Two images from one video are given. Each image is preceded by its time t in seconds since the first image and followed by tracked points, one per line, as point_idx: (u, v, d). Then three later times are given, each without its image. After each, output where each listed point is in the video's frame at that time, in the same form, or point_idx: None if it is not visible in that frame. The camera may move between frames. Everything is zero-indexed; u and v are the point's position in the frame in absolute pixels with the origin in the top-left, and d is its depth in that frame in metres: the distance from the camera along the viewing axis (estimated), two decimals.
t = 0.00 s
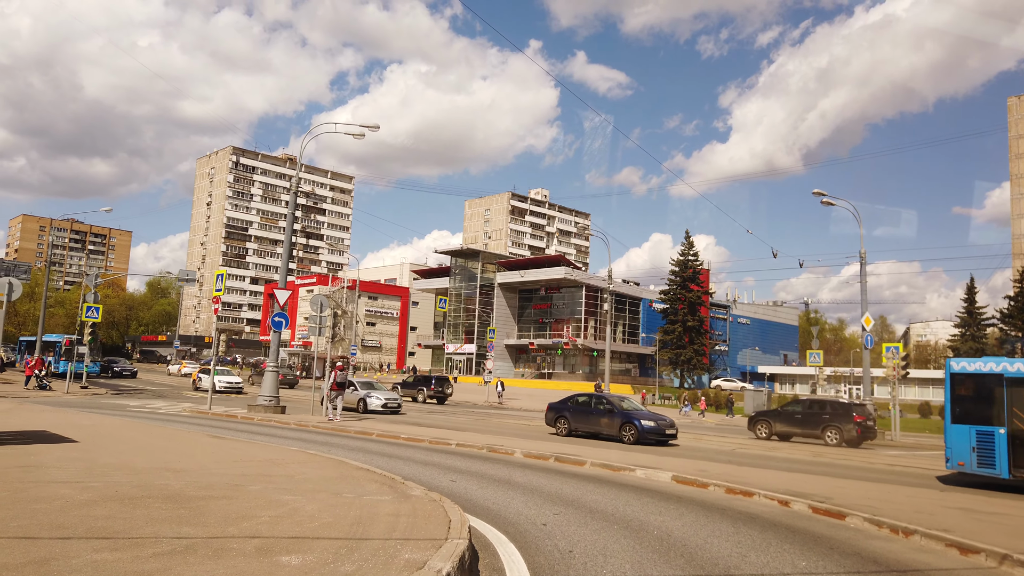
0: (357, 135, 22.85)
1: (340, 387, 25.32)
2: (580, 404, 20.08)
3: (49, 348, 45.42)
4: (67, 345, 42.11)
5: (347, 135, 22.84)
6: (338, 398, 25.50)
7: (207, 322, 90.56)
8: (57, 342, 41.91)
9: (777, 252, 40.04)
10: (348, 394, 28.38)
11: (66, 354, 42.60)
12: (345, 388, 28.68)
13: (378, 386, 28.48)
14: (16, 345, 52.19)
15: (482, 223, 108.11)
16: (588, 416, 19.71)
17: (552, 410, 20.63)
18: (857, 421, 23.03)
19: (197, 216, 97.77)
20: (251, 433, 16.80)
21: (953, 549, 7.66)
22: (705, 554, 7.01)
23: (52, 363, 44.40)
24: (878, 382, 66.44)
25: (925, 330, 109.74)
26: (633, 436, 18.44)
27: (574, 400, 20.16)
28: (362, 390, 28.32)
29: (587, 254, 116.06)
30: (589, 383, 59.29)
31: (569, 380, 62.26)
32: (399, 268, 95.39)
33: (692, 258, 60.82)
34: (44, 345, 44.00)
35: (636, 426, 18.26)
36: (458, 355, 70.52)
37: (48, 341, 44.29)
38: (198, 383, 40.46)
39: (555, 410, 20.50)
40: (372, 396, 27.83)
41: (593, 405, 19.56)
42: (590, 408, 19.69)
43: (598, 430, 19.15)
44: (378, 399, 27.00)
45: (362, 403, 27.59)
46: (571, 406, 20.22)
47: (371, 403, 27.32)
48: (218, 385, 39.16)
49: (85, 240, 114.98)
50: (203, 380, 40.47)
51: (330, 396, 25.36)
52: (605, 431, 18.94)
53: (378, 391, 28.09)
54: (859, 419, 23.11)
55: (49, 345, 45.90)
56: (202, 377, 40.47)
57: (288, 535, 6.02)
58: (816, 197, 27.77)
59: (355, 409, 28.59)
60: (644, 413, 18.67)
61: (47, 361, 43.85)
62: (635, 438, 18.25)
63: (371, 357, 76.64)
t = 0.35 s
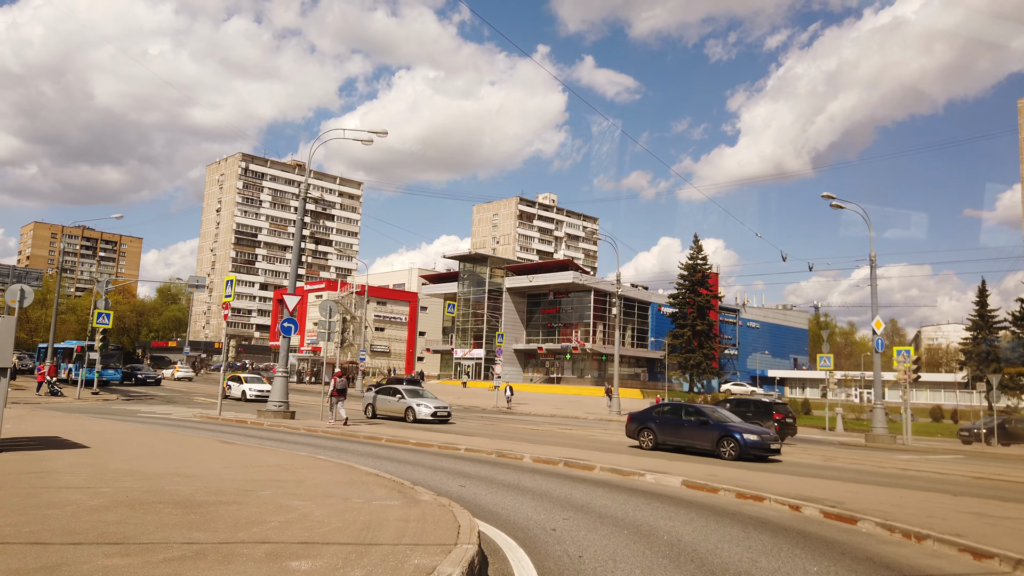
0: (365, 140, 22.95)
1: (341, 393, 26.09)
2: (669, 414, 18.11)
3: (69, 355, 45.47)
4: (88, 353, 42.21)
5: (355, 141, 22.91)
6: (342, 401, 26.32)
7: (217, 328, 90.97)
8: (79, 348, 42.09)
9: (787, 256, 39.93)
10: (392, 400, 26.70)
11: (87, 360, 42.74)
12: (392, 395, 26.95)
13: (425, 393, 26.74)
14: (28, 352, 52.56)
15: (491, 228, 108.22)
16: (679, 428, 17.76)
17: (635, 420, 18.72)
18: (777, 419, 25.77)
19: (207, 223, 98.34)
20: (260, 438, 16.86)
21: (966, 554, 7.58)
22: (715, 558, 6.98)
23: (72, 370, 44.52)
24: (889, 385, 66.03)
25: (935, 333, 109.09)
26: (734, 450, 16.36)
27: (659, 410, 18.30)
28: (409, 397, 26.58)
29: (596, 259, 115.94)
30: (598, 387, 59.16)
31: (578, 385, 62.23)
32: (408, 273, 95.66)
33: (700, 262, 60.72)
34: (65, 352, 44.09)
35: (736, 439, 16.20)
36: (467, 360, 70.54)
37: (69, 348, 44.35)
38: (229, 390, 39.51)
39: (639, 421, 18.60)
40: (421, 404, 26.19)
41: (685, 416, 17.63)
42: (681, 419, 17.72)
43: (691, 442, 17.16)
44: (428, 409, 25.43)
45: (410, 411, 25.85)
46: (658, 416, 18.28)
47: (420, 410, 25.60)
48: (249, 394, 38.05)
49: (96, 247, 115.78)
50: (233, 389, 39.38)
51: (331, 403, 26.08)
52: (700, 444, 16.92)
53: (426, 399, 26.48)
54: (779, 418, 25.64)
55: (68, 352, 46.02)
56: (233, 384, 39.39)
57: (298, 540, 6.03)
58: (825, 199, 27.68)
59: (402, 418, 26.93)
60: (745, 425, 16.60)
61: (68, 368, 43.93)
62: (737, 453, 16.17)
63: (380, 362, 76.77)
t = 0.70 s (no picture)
0: (372, 145, 23.03)
1: (342, 395, 25.80)
2: (776, 424, 16.35)
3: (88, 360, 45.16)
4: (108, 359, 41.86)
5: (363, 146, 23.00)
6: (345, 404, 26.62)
7: (226, 332, 91.36)
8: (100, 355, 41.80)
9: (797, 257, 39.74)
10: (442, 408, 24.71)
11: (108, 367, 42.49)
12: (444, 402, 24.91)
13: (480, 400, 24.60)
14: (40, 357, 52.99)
15: (499, 231, 108.20)
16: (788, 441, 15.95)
17: (734, 431, 16.92)
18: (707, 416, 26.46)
19: (216, 228, 98.88)
20: (270, 442, 16.90)
21: (979, 556, 7.51)
22: (726, 561, 6.94)
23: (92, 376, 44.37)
24: (900, 387, 65.60)
25: (947, 334, 108.27)
26: (860, 465, 14.55)
27: (764, 419, 16.52)
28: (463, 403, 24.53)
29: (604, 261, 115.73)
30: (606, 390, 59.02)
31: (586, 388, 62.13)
32: (416, 276, 95.83)
33: (708, 264, 60.52)
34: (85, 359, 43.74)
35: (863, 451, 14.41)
36: (475, 363, 70.54)
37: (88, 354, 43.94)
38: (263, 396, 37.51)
39: (741, 432, 16.77)
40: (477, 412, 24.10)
41: (796, 427, 15.85)
42: (792, 430, 15.95)
43: (807, 457, 15.32)
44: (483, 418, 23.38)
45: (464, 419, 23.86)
46: (763, 427, 16.50)
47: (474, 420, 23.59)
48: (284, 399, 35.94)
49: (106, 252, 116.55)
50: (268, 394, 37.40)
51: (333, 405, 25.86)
52: (817, 458, 15.12)
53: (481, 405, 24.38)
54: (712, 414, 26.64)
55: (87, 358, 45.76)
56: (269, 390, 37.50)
57: (308, 544, 6.02)
58: (835, 200, 27.54)
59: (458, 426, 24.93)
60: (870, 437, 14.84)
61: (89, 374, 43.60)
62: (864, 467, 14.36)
63: (389, 366, 76.89)
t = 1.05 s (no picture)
0: (380, 150, 23.11)
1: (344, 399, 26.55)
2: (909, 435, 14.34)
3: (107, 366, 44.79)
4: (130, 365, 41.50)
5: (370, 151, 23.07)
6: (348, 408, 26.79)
7: (236, 337, 91.82)
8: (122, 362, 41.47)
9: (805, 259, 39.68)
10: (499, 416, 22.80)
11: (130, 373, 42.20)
12: (504, 409, 22.95)
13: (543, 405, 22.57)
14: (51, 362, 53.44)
15: (506, 234, 108.22)
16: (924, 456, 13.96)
17: (857, 444, 14.93)
18: (647, 414, 27.25)
19: (225, 233, 99.39)
20: (279, 446, 16.95)
21: (991, 559, 7.45)
22: (737, 565, 6.90)
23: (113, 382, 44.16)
24: (911, 389, 65.16)
25: (957, 335, 107.52)
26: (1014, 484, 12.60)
27: (892, 429, 14.53)
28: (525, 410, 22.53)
29: (612, 264, 115.52)
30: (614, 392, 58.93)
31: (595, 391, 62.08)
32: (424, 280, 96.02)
33: (717, 266, 60.32)
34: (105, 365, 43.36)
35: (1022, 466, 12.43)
36: (484, 366, 70.57)
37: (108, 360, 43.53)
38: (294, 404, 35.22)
39: (865, 444, 14.84)
40: (541, 419, 22.13)
41: (933, 440, 13.88)
42: (930, 442, 13.94)
43: (952, 474, 13.36)
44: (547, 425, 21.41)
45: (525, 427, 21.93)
46: (893, 438, 14.47)
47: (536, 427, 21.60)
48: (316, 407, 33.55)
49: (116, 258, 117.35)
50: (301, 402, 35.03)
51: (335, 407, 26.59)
52: (963, 475, 13.17)
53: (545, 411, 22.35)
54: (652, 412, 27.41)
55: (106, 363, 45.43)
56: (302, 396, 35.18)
57: (317, 548, 6.03)
58: (843, 201, 27.42)
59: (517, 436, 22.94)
60: None
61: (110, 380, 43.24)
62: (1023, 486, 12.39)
63: (397, 369, 77.05)
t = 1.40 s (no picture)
0: (385, 153, 23.16)
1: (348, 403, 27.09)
2: None
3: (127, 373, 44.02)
4: (157, 368, 41.07)
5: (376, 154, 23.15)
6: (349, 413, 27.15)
7: (243, 341, 92.16)
8: (149, 365, 41.04)
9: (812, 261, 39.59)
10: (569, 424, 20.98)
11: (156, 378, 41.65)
12: (572, 418, 20.95)
13: (616, 413, 20.79)
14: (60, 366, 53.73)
15: (512, 237, 108.27)
16: None
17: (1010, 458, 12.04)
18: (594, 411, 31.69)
19: (232, 237, 99.73)
20: (287, 450, 16.96)
21: (1003, 562, 7.38)
22: (746, 567, 6.86)
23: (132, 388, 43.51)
24: (919, 390, 64.82)
25: (966, 336, 106.88)
26: None
27: None
28: (598, 418, 20.65)
29: (618, 266, 115.36)
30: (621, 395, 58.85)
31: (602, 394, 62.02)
32: (430, 283, 96.19)
33: (723, 268, 60.17)
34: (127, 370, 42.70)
35: None
36: (490, 369, 70.59)
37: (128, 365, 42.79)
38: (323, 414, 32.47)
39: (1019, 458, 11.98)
40: (616, 428, 20.40)
41: None
42: None
43: None
44: (625, 433, 19.66)
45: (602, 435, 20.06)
46: None
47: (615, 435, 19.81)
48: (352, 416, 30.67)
49: (124, 263, 118.11)
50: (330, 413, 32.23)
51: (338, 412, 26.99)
52: None
53: (620, 421, 20.61)
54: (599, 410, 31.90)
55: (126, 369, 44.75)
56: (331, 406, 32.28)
57: (324, 552, 6.03)
58: (850, 203, 27.32)
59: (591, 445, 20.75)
60: None
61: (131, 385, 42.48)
62: None
63: (404, 373, 77.13)
